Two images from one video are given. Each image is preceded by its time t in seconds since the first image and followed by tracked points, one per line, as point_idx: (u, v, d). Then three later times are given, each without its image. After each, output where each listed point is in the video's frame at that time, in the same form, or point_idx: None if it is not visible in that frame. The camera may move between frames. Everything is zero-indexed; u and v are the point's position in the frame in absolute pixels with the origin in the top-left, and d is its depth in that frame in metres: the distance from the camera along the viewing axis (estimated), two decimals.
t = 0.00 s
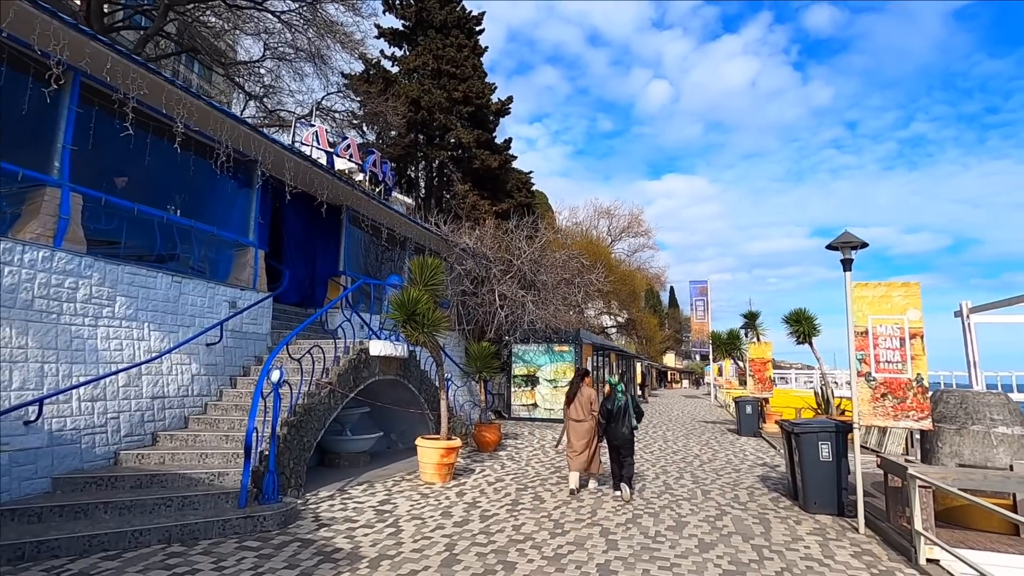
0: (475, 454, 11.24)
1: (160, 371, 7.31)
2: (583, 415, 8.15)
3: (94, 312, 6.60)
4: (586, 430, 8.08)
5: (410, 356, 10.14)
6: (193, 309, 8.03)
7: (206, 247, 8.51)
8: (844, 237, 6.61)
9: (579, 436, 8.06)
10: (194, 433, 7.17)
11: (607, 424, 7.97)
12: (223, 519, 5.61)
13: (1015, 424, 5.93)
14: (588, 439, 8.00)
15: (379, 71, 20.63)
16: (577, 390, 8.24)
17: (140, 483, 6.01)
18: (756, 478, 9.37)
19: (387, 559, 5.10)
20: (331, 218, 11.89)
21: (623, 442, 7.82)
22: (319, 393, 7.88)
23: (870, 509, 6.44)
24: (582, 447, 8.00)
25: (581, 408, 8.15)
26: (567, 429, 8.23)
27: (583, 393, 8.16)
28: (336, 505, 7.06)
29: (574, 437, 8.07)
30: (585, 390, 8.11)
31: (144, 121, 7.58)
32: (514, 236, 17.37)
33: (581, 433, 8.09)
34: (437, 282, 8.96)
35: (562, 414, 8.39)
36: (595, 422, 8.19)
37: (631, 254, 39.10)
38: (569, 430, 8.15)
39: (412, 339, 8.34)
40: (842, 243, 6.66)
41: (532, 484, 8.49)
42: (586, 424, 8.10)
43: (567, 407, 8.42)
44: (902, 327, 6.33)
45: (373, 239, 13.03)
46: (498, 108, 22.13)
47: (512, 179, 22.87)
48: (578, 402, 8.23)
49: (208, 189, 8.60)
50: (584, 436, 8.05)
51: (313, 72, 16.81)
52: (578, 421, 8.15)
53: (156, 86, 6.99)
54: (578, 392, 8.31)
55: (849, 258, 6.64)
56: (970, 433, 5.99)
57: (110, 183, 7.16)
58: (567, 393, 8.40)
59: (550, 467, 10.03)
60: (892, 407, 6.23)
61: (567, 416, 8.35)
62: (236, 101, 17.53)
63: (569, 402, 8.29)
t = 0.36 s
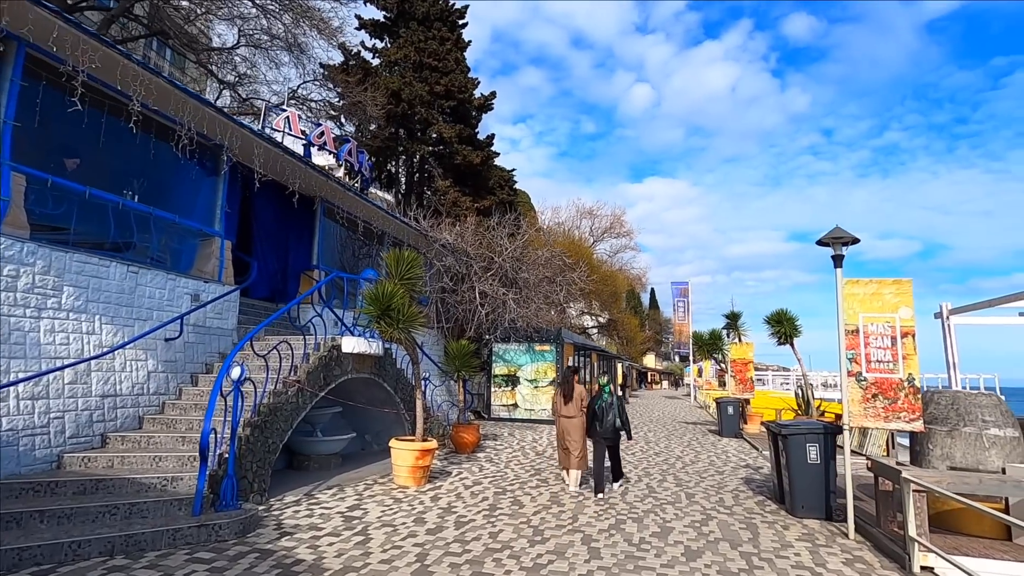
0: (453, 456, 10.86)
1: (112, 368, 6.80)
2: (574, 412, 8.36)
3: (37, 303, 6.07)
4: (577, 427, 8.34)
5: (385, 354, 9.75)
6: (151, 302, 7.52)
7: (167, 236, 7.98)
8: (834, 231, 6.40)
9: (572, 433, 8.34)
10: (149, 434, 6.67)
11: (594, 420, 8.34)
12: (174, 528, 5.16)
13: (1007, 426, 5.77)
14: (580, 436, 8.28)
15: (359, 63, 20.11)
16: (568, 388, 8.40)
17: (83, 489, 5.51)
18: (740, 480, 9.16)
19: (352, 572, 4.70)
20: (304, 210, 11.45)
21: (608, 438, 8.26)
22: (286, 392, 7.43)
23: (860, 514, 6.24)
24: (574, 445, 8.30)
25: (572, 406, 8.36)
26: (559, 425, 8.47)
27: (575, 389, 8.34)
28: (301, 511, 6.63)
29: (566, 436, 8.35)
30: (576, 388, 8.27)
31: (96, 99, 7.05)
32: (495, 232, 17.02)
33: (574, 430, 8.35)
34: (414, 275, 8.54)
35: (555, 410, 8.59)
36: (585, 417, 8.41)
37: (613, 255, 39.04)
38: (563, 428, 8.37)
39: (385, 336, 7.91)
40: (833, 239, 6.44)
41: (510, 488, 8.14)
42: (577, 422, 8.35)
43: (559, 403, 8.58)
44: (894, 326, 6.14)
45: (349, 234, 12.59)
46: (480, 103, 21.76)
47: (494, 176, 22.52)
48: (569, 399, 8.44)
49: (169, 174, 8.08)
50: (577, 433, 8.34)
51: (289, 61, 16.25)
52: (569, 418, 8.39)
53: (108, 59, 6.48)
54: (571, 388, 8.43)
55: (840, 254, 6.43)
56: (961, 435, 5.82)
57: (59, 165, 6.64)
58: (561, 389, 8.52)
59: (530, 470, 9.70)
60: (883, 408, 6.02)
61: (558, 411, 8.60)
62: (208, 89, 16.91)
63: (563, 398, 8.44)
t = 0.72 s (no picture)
0: (431, 458, 10.48)
1: (60, 367, 6.26)
2: (559, 411, 8.71)
3: None
4: (562, 424, 8.65)
5: (361, 352, 9.36)
6: (106, 296, 6.99)
7: (125, 225, 7.45)
8: (829, 228, 6.16)
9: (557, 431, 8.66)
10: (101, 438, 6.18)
11: (584, 418, 8.45)
12: (122, 543, 4.70)
13: (1003, 430, 5.62)
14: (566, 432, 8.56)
15: (338, 53, 19.53)
16: (551, 386, 8.80)
17: (20, 500, 4.99)
18: (726, 483, 8.96)
19: None
20: (278, 202, 10.94)
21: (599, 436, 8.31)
22: (253, 392, 6.97)
23: (852, 519, 6.07)
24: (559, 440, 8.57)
25: (557, 404, 8.73)
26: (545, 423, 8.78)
27: (561, 389, 8.68)
28: (268, 520, 6.20)
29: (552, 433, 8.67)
30: (558, 385, 8.63)
31: (45, 75, 6.53)
32: (477, 228, 16.65)
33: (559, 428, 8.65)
34: (392, 270, 8.12)
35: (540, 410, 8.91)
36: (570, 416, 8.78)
37: (595, 254, 38.91)
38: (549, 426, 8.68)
39: (361, 333, 7.49)
40: (827, 236, 6.22)
41: (491, 493, 7.80)
42: (561, 419, 8.65)
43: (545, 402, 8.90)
44: (889, 326, 5.94)
45: (325, 228, 12.11)
46: (463, 97, 21.32)
47: (477, 171, 22.13)
48: (555, 399, 8.80)
49: (128, 159, 7.55)
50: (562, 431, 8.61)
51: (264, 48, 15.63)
52: (554, 416, 8.71)
53: (56, 31, 5.97)
54: (555, 388, 8.80)
55: (834, 251, 6.21)
56: (956, 439, 5.65)
57: (5, 146, 6.09)
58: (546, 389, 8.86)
59: (512, 473, 9.37)
60: (877, 411, 5.83)
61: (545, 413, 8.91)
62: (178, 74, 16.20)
63: (548, 398, 8.77)
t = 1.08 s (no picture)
0: (405, 458, 10.07)
1: None
2: (543, 409, 8.75)
3: None
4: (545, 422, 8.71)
5: (331, 347, 8.89)
6: (49, 283, 6.38)
7: (72, 207, 6.85)
8: (822, 221, 5.98)
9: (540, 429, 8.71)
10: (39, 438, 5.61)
11: (567, 416, 8.59)
12: (54, 557, 4.14)
13: (994, 428, 5.50)
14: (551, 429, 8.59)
15: (311, 37, 18.82)
16: (537, 385, 8.86)
17: None
18: (708, 482, 8.78)
19: None
20: (244, 188, 10.36)
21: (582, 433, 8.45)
22: (212, 389, 6.47)
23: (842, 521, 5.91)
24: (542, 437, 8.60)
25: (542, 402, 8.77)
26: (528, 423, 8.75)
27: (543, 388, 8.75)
28: (227, 526, 5.72)
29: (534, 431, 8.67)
30: (544, 383, 8.69)
31: None
32: (455, 221, 16.22)
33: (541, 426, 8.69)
34: (365, 260, 7.65)
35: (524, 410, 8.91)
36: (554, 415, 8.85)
37: (571, 251, 38.78)
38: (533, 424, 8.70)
39: (332, 326, 7.03)
40: (819, 229, 6.05)
41: (468, 495, 7.44)
42: (545, 417, 8.70)
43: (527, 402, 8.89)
44: (881, 322, 5.79)
45: (295, 216, 11.53)
46: (441, 87, 20.82)
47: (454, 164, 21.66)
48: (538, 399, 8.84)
49: (77, 136, 6.96)
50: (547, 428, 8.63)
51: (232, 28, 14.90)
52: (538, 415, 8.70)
53: None
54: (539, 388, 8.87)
55: (826, 244, 6.04)
56: (948, 438, 5.52)
57: None
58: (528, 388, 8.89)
59: (489, 472, 9.02)
60: (870, 409, 5.67)
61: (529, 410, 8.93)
62: (140, 54, 15.35)
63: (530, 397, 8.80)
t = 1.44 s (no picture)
0: (373, 458, 9.63)
1: None
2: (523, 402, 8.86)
3: None
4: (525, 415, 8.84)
5: (293, 343, 8.40)
6: None
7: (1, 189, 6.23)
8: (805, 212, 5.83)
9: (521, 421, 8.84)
10: None
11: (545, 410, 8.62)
12: None
13: (974, 423, 5.44)
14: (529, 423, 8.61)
15: (275, 19, 18.01)
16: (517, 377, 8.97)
17: None
18: (684, 479, 8.62)
19: None
20: (199, 172, 9.65)
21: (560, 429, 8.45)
22: (158, 387, 5.95)
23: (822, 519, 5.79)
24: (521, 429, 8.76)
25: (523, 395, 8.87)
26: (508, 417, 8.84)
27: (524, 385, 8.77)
28: (173, 538, 5.23)
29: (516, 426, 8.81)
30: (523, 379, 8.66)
31: None
32: (425, 212, 15.75)
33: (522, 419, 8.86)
34: (329, 249, 7.14)
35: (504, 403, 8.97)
36: (533, 406, 9.01)
37: (543, 246, 38.61)
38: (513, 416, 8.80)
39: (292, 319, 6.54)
40: (802, 220, 5.91)
41: (438, 497, 7.08)
42: (524, 410, 8.84)
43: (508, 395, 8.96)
44: (863, 315, 5.67)
45: (255, 204, 10.92)
46: (411, 75, 20.24)
47: (426, 155, 21.12)
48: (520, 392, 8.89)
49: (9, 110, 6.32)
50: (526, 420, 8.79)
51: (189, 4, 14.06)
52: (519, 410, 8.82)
53: None
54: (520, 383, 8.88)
55: (809, 236, 5.91)
56: (929, 433, 5.43)
57: None
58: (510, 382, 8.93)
59: (461, 472, 8.68)
60: (852, 405, 5.54)
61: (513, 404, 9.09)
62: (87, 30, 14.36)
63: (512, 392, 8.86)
